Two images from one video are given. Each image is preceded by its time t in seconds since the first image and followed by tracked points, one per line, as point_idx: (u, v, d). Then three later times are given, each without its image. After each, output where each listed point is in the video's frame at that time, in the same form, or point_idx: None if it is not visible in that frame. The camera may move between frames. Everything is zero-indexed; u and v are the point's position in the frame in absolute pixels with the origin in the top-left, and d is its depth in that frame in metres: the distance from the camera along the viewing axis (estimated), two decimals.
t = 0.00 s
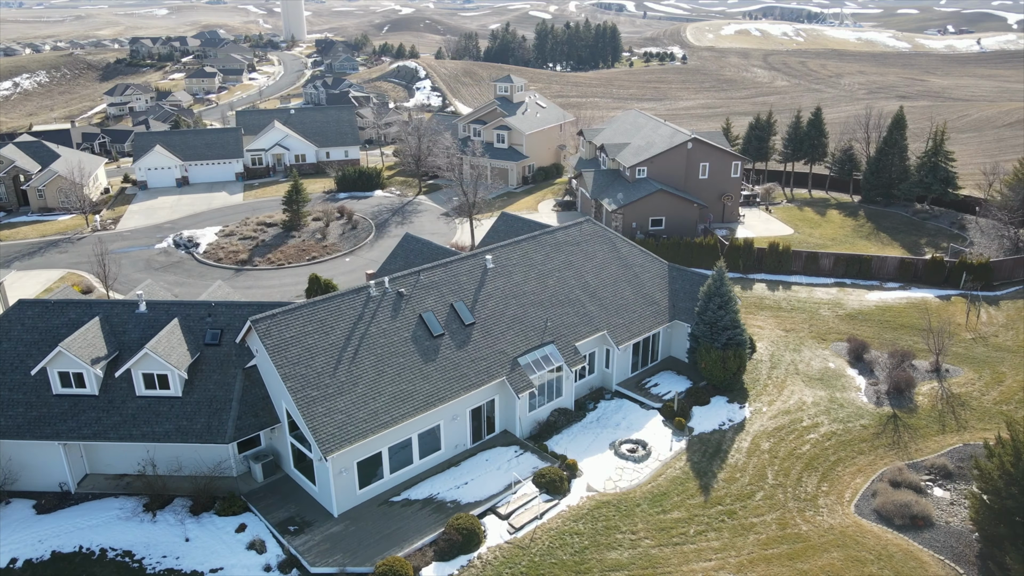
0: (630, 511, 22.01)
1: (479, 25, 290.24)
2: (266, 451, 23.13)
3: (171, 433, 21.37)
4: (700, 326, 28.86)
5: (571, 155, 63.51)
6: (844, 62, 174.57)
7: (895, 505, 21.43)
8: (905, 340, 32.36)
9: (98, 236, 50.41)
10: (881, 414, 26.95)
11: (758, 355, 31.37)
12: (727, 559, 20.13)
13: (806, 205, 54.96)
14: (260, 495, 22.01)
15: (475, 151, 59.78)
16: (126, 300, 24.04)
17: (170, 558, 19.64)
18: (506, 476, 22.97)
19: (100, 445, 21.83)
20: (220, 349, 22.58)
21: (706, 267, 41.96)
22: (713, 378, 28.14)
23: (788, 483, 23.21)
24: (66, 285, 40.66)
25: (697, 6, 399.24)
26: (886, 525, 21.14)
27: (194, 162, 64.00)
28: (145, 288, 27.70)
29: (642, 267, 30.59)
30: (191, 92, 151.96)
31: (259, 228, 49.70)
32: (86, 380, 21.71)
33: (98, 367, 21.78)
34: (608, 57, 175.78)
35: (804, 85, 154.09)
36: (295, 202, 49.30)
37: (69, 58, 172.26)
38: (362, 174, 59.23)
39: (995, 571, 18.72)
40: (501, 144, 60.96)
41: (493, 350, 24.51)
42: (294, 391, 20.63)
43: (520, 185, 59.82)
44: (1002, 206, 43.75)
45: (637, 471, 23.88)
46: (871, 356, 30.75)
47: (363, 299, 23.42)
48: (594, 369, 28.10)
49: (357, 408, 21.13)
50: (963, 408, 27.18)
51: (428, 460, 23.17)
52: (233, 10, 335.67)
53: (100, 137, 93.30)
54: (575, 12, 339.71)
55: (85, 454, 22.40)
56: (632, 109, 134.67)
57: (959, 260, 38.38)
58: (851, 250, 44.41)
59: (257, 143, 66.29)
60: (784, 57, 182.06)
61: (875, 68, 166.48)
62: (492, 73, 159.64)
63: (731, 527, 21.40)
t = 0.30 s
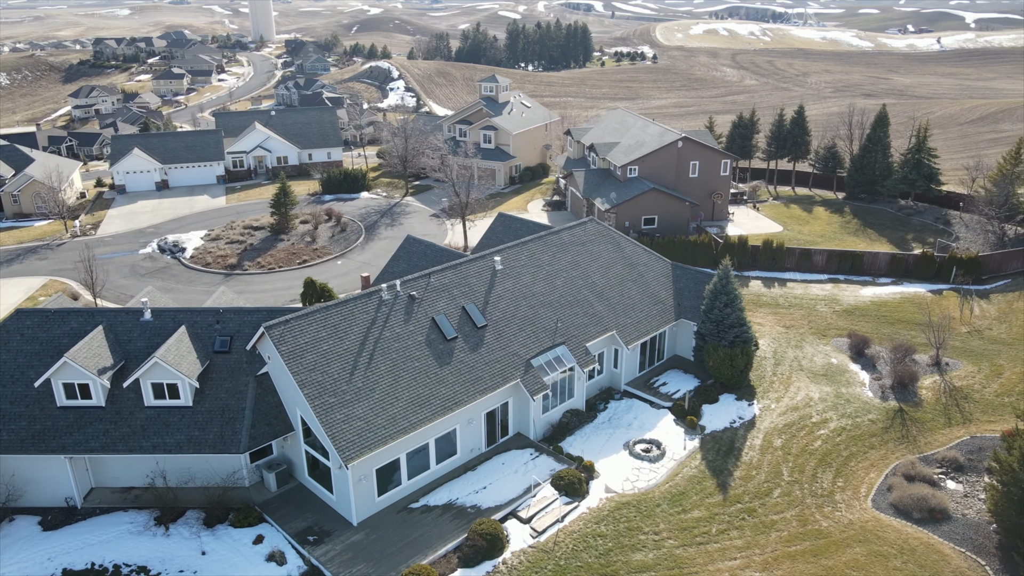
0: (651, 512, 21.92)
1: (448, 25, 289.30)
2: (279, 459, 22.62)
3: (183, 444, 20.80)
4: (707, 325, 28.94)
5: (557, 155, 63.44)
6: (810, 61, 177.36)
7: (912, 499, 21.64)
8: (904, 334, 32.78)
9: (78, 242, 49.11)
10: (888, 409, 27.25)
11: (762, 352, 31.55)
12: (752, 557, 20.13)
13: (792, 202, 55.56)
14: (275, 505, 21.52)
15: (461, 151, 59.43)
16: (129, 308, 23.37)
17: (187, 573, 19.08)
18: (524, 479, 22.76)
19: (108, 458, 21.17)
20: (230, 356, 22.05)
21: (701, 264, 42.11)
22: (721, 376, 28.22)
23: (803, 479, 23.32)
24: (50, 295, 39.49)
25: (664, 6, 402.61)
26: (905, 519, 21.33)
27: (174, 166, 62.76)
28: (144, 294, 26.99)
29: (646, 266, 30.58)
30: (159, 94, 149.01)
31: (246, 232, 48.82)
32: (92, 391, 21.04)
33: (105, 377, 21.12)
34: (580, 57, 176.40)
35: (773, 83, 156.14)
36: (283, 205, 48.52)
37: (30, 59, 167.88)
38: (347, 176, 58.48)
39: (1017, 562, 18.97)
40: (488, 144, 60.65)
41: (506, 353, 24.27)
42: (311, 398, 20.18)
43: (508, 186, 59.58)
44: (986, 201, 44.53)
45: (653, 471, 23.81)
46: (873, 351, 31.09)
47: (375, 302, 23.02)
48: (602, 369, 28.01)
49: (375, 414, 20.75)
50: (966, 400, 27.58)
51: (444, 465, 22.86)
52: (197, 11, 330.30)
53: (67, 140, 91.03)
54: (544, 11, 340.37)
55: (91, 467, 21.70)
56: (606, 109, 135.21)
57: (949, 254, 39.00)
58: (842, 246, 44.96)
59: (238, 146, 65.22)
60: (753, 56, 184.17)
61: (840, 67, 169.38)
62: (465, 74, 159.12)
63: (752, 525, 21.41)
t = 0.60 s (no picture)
0: (672, 512, 21.87)
1: (416, 25, 287.81)
2: (293, 468, 22.13)
3: (196, 455, 20.24)
4: (713, 323, 29.04)
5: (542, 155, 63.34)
6: (776, 60, 179.81)
7: (929, 492, 21.89)
8: (901, 329, 33.24)
9: (57, 249, 47.75)
10: (893, 403, 27.58)
11: (764, 349, 31.76)
12: (777, 554, 20.17)
13: (778, 199, 56.14)
14: (292, 515, 21.04)
15: (447, 152, 59.01)
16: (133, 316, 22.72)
17: None
18: (543, 482, 22.57)
19: (117, 471, 20.52)
20: (242, 364, 21.53)
21: (695, 262, 42.30)
22: (728, 374, 28.30)
23: (819, 475, 23.46)
24: (32, 304, 38.22)
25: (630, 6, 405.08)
26: (922, 512, 21.56)
27: (153, 169, 61.39)
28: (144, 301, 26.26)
29: (650, 265, 30.56)
30: (125, 96, 145.78)
31: (232, 236, 47.88)
32: (100, 403, 20.38)
33: (113, 388, 20.47)
34: (551, 56, 176.76)
35: (740, 82, 158.03)
36: (270, 208, 47.68)
37: None
38: (332, 179, 57.72)
39: None
40: (474, 144, 60.27)
41: (520, 355, 24.07)
42: (330, 405, 19.77)
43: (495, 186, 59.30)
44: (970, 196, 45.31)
45: (670, 471, 23.77)
46: (873, 346, 31.48)
47: (388, 306, 22.64)
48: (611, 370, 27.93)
49: (395, 420, 20.41)
50: (968, 393, 28.03)
51: (462, 470, 22.58)
52: (160, 11, 324.25)
53: (31, 144, 88.63)
54: (512, 11, 340.49)
55: (99, 481, 21.03)
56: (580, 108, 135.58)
57: (939, 249, 39.66)
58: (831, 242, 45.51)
59: (218, 148, 64.04)
60: (722, 55, 186.22)
61: (806, 66, 172.02)
62: (438, 74, 158.31)
63: (773, 522, 21.46)
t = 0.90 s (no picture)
0: (693, 511, 21.84)
1: (384, 25, 286.05)
2: (308, 477, 21.68)
3: (212, 466, 19.71)
4: (719, 321, 29.14)
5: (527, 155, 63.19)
6: (743, 59, 182.02)
7: (943, 485, 22.17)
8: (898, 323, 33.71)
9: (36, 256, 46.36)
10: (898, 397, 27.93)
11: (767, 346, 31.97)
12: (801, 551, 20.23)
13: (763, 197, 56.71)
14: (310, 525, 20.59)
15: (433, 152, 58.58)
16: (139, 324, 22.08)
17: None
18: (562, 484, 22.40)
19: (128, 485, 19.88)
20: (255, 372, 21.03)
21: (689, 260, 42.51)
22: (736, 372, 28.41)
23: (833, 470, 23.63)
24: (15, 313, 36.91)
25: (598, 7, 407.26)
26: (939, 505, 21.83)
27: (131, 173, 60.01)
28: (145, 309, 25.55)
29: (655, 264, 30.55)
30: (89, 98, 142.41)
31: (219, 240, 46.95)
32: (110, 415, 19.74)
33: (124, 400, 19.85)
34: (521, 56, 176.74)
35: (709, 81, 159.72)
36: (258, 211, 46.82)
37: None
38: (317, 180, 56.86)
39: None
40: (460, 145, 59.83)
41: (535, 357, 23.87)
42: (351, 412, 19.38)
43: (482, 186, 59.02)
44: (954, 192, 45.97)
45: (686, 470, 23.77)
46: (873, 341, 31.86)
47: (403, 310, 22.29)
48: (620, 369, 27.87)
49: (416, 426, 20.08)
50: (969, 385, 28.50)
51: (481, 474, 22.31)
52: (122, 11, 317.74)
53: None
54: (480, 12, 340.16)
55: (109, 496, 20.37)
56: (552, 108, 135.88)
57: (928, 244, 40.32)
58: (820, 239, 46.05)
59: (198, 151, 62.81)
60: (690, 55, 188.17)
61: (773, 65, 174.43)
62: (410, 74, 157.35)
63: (794, 518, 21.54)
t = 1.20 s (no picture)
0: (714, 510, 21.84)
1: (351, 25, 283.71)
2: (325, 486, 21.22)
3: (230, 477, 19.19)
4: (725, 319, 29.27)
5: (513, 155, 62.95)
6: (710, 58, 184.03)
7: (957, 477, 22.48)
8: (895, 318, 34.18)
9: (14, 263, 44.94)
10: (902, 391, 28.29)
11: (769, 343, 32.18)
12: (825, 547, 20.32)
13: (749, 195, 57.25)
14: (331, 535, 20.15)
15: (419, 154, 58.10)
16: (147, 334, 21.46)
17: None
18: (582, 487, 22.24)
19: (142, 500, 19.26)
20: (271, 380, 20.54)
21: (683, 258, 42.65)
22: (742, 369, 28.53)
23: (847, 466, 23.82)
24: None
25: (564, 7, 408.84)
26: (954, 497, 22.12)
27: (108, 177, 58.56)
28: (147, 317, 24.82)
29: (659, 263, 30.56)
30: (50, 101, 138.78)
31: (205, 245, 45.98)
32: (122, 428, 19.11)
33: (136, 412, 19.24)
34: (492, 56, 176.36)
35: (678, 81, 161.17)
36: (245, 215, 45.92)
37: None
38: (300, 183, 56.04)
39: None
40: (445, 146, 59.25)
41: (550, 358, 23.68)
42: (374, 419, 18.98)
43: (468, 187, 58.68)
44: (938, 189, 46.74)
45: (703, 469, 23.77)
46: (872, 337, 32.26)
47: (419, 314, 21.96)
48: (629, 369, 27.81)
49: (439, 431, 19.77)
50: (970, 378, 28.98)
51: (500, 478, 22.06)
52: (81, 11, 310.72)
53: None
54: (447, 12, 339.22)
55: (122, 511, 19.73)
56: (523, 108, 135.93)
57: (917, 240, 40.99)
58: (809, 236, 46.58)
59: (176, 154, 61.54)
60: (658, 54, 189.69)
61: (739, 64, 176.66)
62: (382, 75, 156.16)
63: (814, 515, 21.64)
